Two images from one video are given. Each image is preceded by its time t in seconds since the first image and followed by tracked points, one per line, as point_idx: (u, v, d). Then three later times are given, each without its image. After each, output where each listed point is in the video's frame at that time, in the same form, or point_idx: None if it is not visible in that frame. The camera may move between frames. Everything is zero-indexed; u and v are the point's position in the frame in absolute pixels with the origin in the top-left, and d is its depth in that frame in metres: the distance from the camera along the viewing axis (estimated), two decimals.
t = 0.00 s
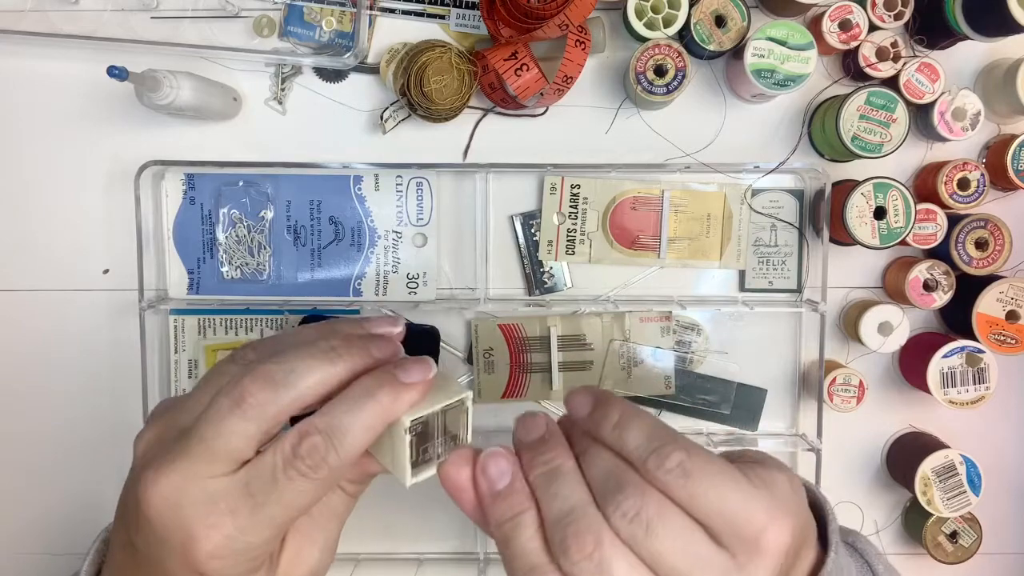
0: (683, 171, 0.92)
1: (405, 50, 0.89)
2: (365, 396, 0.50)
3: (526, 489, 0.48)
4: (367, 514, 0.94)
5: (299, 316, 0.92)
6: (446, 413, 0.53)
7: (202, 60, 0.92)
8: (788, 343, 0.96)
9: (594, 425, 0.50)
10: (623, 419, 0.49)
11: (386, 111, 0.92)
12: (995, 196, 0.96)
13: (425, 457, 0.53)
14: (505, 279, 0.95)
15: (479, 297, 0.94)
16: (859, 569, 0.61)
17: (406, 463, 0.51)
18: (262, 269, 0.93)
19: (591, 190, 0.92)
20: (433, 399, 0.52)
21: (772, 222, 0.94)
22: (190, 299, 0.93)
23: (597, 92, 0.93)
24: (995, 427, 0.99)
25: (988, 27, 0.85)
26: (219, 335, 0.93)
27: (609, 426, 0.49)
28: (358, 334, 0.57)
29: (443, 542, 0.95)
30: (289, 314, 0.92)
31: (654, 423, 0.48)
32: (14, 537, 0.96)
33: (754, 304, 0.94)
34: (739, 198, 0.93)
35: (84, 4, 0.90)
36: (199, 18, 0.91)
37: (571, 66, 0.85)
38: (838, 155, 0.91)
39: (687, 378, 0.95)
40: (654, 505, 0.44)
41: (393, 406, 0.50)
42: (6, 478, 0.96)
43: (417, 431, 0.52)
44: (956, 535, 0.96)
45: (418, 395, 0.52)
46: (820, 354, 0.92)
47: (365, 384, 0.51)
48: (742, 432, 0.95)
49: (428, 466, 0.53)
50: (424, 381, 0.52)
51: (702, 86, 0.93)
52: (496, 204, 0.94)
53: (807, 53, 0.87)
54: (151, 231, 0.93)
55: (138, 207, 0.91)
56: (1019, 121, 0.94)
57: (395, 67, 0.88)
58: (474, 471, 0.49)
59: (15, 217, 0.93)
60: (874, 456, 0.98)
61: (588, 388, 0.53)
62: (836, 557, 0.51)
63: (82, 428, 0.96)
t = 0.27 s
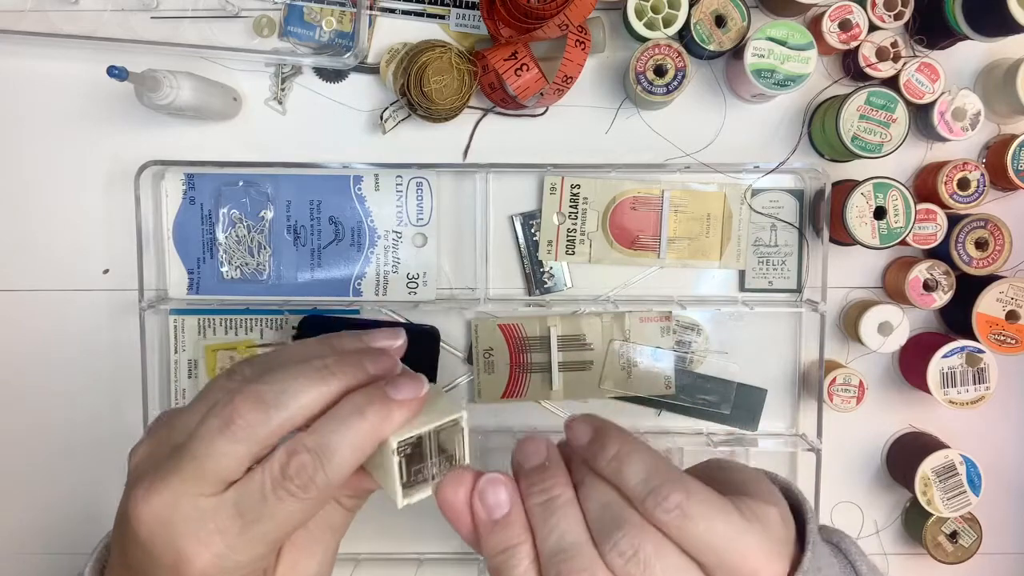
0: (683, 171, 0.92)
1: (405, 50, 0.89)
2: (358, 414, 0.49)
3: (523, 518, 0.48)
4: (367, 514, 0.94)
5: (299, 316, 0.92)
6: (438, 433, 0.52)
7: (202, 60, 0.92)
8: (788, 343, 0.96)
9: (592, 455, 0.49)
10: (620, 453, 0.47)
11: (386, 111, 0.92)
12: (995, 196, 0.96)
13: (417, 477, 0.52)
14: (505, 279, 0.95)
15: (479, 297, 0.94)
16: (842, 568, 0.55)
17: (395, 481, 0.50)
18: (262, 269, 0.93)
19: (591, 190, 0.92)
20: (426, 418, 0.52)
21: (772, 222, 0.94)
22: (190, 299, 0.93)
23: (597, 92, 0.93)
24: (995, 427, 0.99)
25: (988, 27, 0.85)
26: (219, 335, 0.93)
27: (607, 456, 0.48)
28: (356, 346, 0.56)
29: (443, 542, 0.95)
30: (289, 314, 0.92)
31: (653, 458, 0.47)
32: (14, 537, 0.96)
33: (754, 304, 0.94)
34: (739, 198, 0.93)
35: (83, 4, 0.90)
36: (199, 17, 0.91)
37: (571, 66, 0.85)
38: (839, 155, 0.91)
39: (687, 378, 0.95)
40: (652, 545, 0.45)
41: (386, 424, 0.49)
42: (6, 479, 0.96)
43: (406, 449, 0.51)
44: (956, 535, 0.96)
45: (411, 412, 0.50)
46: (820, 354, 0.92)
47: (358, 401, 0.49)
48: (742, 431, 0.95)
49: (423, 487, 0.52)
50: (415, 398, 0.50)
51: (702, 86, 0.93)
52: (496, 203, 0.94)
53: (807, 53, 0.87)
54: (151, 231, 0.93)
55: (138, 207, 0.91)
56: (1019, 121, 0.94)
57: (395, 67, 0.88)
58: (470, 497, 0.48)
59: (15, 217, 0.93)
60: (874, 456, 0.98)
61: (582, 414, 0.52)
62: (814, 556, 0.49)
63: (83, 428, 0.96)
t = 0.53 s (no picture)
0: (683, 171, 0.92)
1: (405, 50, 0.89)
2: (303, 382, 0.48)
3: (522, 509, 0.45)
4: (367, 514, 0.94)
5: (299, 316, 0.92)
6: (402, 390, 0.50)
7: (202, 60, 0.92)
8: (788, 344, 0.96)
9: (603, 445, 0.48)
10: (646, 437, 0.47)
11: (386, 111, 0.92)
12: (995, 196, 0.96)
13: (394, 437, 0.49)
14: (504, 279, 0.95)
15: (479, 297, 0.94)
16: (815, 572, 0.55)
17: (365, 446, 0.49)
18: (262, 269, 0.93)
19: (591, 190, 0.92)
20: (383, 377, 0.50)
21: (772, 222, 0.94)
22: (190, 299, 0.93)
23: (597, 92, 0.93)
24: (995, 427, 0.99)
25: (988, 27, 0.85)
26: (219, 335, 0.92)
27: (621, 446, 0.47)
28: (327, 309, 0.54)
29: (443, 542, 0.95)
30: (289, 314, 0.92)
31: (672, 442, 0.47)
32: (14, 537, 0.96)
33: (754, 304, 0.94)
34: (739, 198, 0.93)
35: (84, 5, 0.90)
36: (199, 18, 0.91)
37: (571, 66, 0.85)
38: (839, 155, 0.91)
39: (687, 378, 0.95)
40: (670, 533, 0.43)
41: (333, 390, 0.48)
42: (6, 479, 0.96)
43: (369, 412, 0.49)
44: (956, 535, 0.96)
45: (360, 375, 0.48)
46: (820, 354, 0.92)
47: (304, 370, 0.49)
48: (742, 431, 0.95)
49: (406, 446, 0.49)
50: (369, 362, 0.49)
51: (702, 86, 0.93)
52: (496, 203, 0.94)
53: (807, 52, 0.87)
54: (151, 231, 0.93)
55: (138, 207, 0.91)
56: (1019, 121, 0.94)
57: (395, 67, 0.88)
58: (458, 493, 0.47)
59: (15, 217, 0.94)
60: (874, 456, 0.98)
61: (583, 422, 0.53)
62: None
63: (83, 428, 0.96)
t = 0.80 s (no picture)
0: (683, 171, 0.92)
1: (405, 50, 0.89)
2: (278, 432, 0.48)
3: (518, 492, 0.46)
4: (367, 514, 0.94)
5: (299, 316, 0.92)
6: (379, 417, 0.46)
7: (202, 60, 0.92)
8: (788, 343, 0.96)
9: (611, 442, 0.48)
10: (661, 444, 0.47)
11: (386, 111, 0.92)
12: (995, 196, 0.96)
13: (380, 469, 0.46)
14: (504, 279, 0.95)
15: (479, 297, 0.94)
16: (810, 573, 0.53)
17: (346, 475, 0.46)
18: (262, 269, 0.93)
19: (591, 190, 0.93)
20: (359, 411, 0.46)
21: (772, 222, 0.94)
22: (190, 299, 0.93)
23: (597, 92, 0.93)
24: (995, 427, 0.99)
25: (988, 26, 0.85)
26: (219, 335, 0.92)
27: (627, 442, 0.47)
28: (303, 337, 0.52)
29: (443, 542, 0.95)
30: (289, 314, 0.92)
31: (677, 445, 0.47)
32: (14, 537, 0.96)
33: (754, 304, 0.94)
34: (739, 198, 0.93)
35: (84, 5, 0.90)
36: (199, 18, 0.91)
37: (571, 66, 0.85)
38: (839, 155, 0.91)
39: (687, 378, 0.95)
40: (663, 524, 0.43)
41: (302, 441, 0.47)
42: (6, 479, 0.96)
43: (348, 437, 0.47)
44: (956, 535, 0.96)
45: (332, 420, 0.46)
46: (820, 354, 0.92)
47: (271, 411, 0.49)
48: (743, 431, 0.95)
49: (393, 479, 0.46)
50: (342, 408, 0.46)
51: (702, 86, 0.93)
52: (496, 203, 0.94)
53: (807, 52, 0.87)
54: (151, 232, 0.93)
55: (138, 207, 0.91)
56: (1019, 121, 0.94)
57: (395, 67, 0.88)
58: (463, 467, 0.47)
59: (14, 216, 0.93)
60: (874, 456, 0.98)
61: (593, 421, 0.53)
62: None
63: (82, 428, 0.96)
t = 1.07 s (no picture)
0: (683, 171, 0.92)
1: (405, 50, 0.89)
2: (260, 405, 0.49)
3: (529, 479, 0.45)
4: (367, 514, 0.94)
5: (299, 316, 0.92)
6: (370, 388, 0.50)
7: (201, 60, 0.92)
8: (788, 344, 0.96)
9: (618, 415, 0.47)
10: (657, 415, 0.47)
11: (386, 111, 0.92)
12: (994, 196, 0.96)
13: (381, 442, 0.49)
14: (504, 279, 0.95)
15: (479, 297, 0.94)
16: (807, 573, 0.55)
17: (346, 455, 0.48)
18: (261, 269, 0.93)
19: (591, 190, 0.92)
20: (346, 382, 0.49)
21: (772, 222, 0.95)
22: (189, 299, 0.93)
23: (597, 92, 0.93)
24: (995, 427, 0.99)
25: (987, 26, 0.85)
26: (219, 335, 0.92)
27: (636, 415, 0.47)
28: (299, 327, 0.56)
29: (443, 542, 0.95)
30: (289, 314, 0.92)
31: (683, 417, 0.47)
32: (13, 537, 0.96)
33: (754, 304, 0.94)
34: (739, 198, 0.93)
35: (84, 5, 0.90)
36: (199, 18, 0.91)
37: (571, 66, 0.85)
38: (838, 155, 0.91)
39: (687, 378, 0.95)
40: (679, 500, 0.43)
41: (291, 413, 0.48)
42: (5, 479, 0.96)
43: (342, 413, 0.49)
44: (956, 535, 0.96)
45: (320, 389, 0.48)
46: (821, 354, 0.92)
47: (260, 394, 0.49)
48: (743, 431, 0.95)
49: (398, 451, 0.49)
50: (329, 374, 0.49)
51: (702, 86, 0.93)
52: (496, 203, 0.94)
53: (807, 52, 0.87)
54: (151, 231, 0.92)
55: (137, 207, 0.91)
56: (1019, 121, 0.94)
57: (395, 67, 0.88)
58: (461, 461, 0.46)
59: (14, 216, 0.93)
60: (874, 456, 0.98)
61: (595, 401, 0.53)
62: None
63: (82, 428, 0.96)
